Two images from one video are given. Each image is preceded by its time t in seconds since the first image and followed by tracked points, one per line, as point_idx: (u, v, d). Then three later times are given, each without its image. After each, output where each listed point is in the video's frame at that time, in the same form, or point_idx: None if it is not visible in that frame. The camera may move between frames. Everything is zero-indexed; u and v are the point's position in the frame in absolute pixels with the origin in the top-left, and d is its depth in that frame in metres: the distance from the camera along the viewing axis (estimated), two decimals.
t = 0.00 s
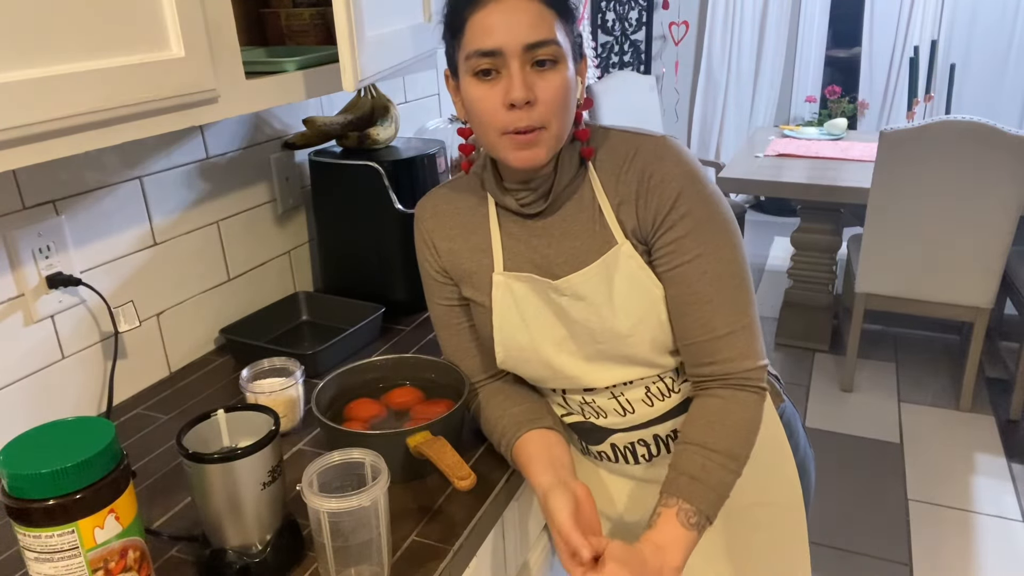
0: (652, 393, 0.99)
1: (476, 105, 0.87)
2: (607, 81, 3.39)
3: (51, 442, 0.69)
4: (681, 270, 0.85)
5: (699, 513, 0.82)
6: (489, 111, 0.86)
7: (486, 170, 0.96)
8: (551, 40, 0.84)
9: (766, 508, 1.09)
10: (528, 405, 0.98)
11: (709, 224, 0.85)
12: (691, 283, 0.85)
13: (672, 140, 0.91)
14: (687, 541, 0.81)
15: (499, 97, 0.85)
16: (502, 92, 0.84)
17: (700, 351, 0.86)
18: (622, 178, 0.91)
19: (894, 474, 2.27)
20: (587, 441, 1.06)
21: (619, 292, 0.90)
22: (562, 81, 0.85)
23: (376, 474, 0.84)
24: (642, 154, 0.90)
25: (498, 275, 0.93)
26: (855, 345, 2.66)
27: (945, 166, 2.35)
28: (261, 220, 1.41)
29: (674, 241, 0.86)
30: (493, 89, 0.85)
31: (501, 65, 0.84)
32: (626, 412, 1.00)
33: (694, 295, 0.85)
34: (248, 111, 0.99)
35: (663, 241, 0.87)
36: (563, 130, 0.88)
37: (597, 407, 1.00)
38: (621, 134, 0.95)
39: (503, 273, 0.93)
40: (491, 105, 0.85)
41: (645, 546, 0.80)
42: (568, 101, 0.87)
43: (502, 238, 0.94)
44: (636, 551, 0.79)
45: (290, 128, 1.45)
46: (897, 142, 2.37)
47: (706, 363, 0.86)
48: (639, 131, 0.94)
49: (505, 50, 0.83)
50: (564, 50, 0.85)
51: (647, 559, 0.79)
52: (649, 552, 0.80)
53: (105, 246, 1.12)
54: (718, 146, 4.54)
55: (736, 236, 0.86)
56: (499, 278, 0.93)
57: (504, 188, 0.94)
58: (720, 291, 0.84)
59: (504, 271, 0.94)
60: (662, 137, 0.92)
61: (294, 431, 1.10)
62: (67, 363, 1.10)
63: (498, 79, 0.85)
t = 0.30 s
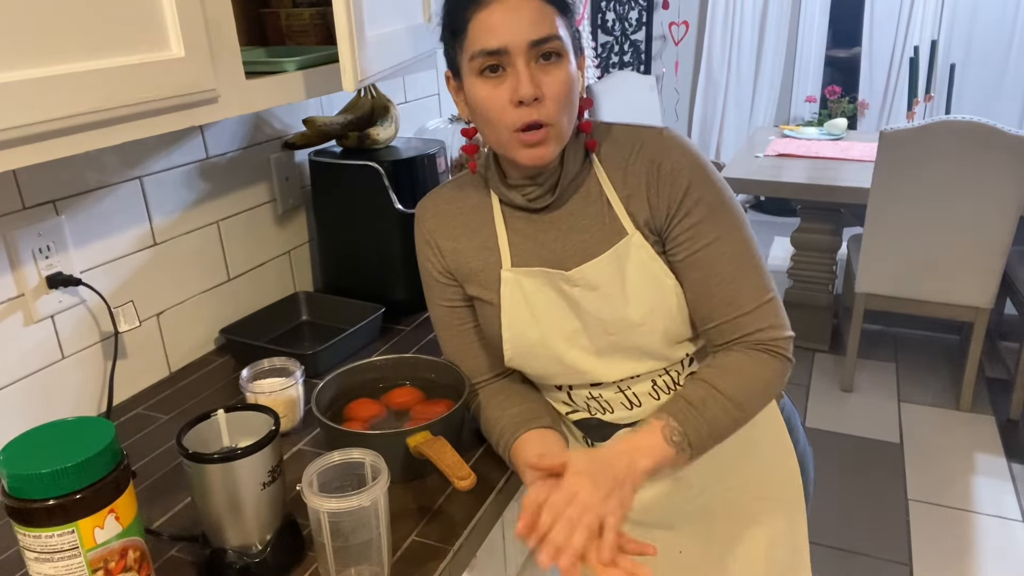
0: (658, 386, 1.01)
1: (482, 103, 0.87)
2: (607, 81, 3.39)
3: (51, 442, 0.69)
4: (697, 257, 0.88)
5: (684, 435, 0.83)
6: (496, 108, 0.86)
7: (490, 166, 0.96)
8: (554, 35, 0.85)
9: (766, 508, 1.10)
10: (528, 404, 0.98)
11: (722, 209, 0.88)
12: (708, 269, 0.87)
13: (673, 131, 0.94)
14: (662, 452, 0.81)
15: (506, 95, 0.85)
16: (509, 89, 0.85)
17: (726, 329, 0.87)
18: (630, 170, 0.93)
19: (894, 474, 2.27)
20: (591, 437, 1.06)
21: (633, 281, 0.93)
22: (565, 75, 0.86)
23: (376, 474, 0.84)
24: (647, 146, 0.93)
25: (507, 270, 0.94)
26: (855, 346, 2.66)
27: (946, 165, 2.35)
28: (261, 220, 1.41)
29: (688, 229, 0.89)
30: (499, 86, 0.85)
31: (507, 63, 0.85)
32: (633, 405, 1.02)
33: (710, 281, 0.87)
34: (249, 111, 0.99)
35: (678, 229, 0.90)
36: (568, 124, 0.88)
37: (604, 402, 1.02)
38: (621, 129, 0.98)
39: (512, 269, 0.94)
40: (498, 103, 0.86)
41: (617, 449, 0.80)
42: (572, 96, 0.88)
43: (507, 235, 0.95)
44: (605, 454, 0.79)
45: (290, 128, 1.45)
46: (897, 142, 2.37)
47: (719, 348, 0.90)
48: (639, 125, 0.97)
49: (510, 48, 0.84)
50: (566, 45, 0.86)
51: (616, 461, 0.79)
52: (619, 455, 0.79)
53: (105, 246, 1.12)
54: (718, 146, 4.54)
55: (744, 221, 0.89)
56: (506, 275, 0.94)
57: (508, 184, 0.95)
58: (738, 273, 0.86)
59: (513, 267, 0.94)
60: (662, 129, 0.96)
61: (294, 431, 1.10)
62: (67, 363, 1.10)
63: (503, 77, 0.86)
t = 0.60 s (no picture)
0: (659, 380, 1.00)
1: (479, 121, 0.88)
2: (607, 81, 3.39)
3: (51, 442, 0.69)
4: (697, 254, 0.89)
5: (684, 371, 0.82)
6: (494, 127, 0.87)
7: (488, 167, 0.95)
8: (551, 54, 0.84)
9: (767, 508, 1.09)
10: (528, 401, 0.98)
11: (720, 207, 0.89)
12: (707, 265, 0.89)
13: (668, 131, 0.96)
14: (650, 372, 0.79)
15: (503, 115, 0.85)
16: (506, 110, 0.85)
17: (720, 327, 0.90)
18: (627, 168, 0.94)
19: (894, 474, 2.27)
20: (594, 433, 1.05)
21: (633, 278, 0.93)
22: (564, 92, 0.86)
23: (376, 474, 0.84)
24: (645, 145, 0.94)
25: (509, 268, 0.93)
26: (855, 345, 2.66)
27: (946, 165, 2.35)
28: (261, 220, 1.41)
29: (688, 225, 0.90)
30: (497, 106, 0.86)
31: (504, 84, 0.85)
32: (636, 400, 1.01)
33: (710, 277, 0.89)
34: (248, 111, 0.99)
35: (677, 226, 0.91)
36: (564, 137, 0.89)
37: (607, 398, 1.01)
38: (617, 128, 0.98)
39: (512, 266, 0.94)
40: (495, 122, 0.86)
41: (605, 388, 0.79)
42: (569, 109, 0.88)
43: (507, 234, 0.95)
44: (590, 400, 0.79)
45: (290, 128, 1.45)
46: (897, 142, 2.37)
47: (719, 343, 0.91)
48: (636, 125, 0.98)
49: (508, 71, 0.83)
50: (564, 61, 0.86)
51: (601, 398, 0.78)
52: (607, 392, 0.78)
53: (105, 246, 1.12)
54: (718, 146, 4.54)
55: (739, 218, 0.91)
56: (508, 272, 0.93)
57: (507, 184, 0.95)
58: (734, 269, 0.88)
59: (514, 264, 0.94)
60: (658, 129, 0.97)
61: (294, 430, 1.10)
62: (67, 363, 1.10)
63: (501, 97, 0.86)
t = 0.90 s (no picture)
0: (661, 379, 0.99)
1: (483, 131, 0.88)
2: (607, 81, 3.39)
3: (51, 442, 0.69)
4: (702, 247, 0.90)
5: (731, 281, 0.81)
6: (496, 136, 0.87)
7: (489, 172, 0.96)
8: (554, 65, 0.84)
9: (767, 508, 1.09)
10: (530, 400, 0.98)
11: (723, 201, 0.91)
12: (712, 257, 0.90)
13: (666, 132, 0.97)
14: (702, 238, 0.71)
15: (505, 125, 0.86)
16: (509, 120, 0.85)
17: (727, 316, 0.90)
18: (628, 167, 0.95)
19: (894, 474, 2.27)
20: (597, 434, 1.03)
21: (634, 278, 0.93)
22: (566, 101, 0.86)
23: (376, 474, 0.84)
24: (645, 144, 0.96)
25: (509, 268, 0.93)
26: (855, 345, 2.66)
27: (946, 166, 2.35)
28: (261, 220, 1.41)
29: (694, 219, 0.91)
30: (500, 117, 0.86)
31: (506, 95, 0.85)
32: (638, 400, 0.99)
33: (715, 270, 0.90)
34: (249, 111, 0.99)
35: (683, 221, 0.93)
36: (566, 145, 0.89)
37: (609, 397, 0.99)
38: (617, 128, 0.99)
39: (513, 267, 0.94)
40: (498, 132, 0.86)
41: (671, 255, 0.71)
42: (571, 118, 0.88)
43: (508, 233, 0.95)
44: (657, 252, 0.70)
45: (290, 128, 1.45)
46: (897, 143, 2.37)
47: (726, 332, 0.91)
48: (635, 126, 0.99)
49: (510, 82, 0.83)
50: (566, 69, 0.86)
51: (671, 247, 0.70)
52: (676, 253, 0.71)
53: (105, 246, 1.12)
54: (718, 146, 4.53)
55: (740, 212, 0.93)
56: (509, 272, 0.93)
57: (507, 185, 0.95)
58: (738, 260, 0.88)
59: (515, 264, 0.94)
60: (658, 130, 0.98)
61: (294, 430, 1.10)
62: (67, 363, 1.10)
63: (504, 108, 0.86)
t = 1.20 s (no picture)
0: (661, 381, 0.99)
1: (486, 139, 0.88)
2: (607, 81, 3.39)
3: (51, 442, 0.69)
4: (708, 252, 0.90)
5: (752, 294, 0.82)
6: (499, 145, 0.87)
7: (490, 177, 0.96)
8: (557, 72, 0.84)
9: (768, 508, 1.09)
10: (530, 401, 0.98)
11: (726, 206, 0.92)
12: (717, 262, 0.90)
13: (666, 134, 0.97)
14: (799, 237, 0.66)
15: (508, 133, 0.86)
16: (513, 128, 0.85)
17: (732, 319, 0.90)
18: (630, 171, 0.95)
19: (894, 474, 2.27)
20: (597, 434, 1.03)
21: (634, 280, 0.93)
22: (569, 109, 0.86)
23: (376, 474, 0.84)
24: (647, 147, 0.96)
25: (510, 270, 0.94)
26: (855, 345, 2.66)
27: (946, 166, 2.35)
28: (261, 220, 1.41)
29: (699, 225, 0.91)
30: (503, 125, 0.86)
31: (510, 103, 0.85)
32: (638, 401, 0.99)
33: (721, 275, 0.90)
34: (249, 111, 0.99)
35: (688, 226, 0.92)
36: (569, 152, 0.90)
37: (609, 399, 0.99)
38: (619, 131, 0.99)
39: (513, 269, 0.94)
40: (502, 140, 0.87)
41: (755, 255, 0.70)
42: (574, 124, 0.88)
43: (508, 236, 0.95)
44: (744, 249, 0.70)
45: (290, 128, 1.45)
46: (897, 143, 2.37)
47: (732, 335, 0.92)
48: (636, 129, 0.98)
49: (514, 90, 0.83)
50: (569, 76, 0.86)
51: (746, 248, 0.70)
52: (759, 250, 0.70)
53: (105, 246, 1.12)
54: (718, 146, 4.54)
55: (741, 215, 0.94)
56: (509, 274, 0.93)
57: (507, 189, 0.95)
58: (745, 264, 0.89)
59: (515, 266, 0.94)
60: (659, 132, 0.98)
61: (294, 430, 1.10)
62: (67, 363, 1.10)
63: (507, 116, 0.86)
